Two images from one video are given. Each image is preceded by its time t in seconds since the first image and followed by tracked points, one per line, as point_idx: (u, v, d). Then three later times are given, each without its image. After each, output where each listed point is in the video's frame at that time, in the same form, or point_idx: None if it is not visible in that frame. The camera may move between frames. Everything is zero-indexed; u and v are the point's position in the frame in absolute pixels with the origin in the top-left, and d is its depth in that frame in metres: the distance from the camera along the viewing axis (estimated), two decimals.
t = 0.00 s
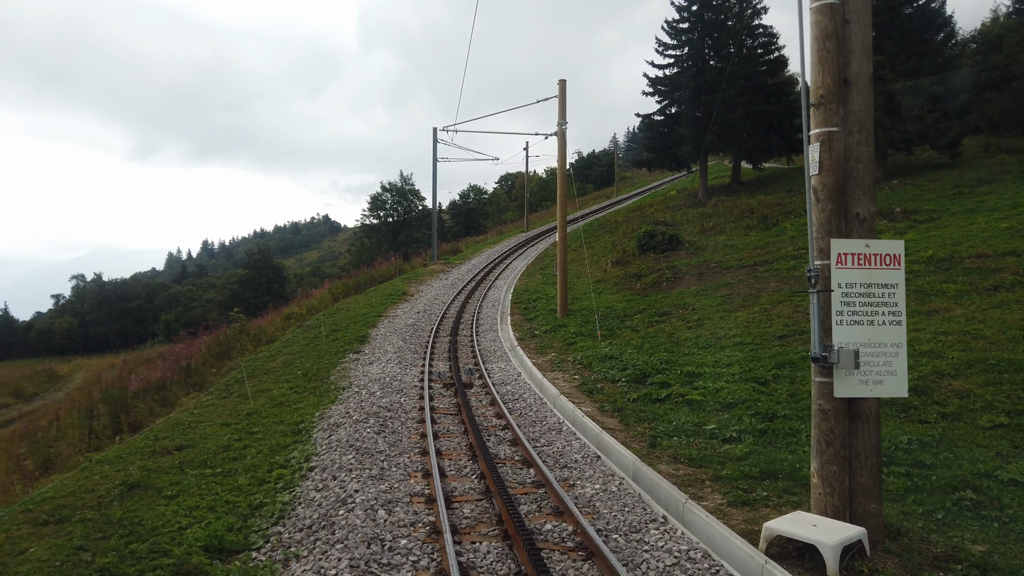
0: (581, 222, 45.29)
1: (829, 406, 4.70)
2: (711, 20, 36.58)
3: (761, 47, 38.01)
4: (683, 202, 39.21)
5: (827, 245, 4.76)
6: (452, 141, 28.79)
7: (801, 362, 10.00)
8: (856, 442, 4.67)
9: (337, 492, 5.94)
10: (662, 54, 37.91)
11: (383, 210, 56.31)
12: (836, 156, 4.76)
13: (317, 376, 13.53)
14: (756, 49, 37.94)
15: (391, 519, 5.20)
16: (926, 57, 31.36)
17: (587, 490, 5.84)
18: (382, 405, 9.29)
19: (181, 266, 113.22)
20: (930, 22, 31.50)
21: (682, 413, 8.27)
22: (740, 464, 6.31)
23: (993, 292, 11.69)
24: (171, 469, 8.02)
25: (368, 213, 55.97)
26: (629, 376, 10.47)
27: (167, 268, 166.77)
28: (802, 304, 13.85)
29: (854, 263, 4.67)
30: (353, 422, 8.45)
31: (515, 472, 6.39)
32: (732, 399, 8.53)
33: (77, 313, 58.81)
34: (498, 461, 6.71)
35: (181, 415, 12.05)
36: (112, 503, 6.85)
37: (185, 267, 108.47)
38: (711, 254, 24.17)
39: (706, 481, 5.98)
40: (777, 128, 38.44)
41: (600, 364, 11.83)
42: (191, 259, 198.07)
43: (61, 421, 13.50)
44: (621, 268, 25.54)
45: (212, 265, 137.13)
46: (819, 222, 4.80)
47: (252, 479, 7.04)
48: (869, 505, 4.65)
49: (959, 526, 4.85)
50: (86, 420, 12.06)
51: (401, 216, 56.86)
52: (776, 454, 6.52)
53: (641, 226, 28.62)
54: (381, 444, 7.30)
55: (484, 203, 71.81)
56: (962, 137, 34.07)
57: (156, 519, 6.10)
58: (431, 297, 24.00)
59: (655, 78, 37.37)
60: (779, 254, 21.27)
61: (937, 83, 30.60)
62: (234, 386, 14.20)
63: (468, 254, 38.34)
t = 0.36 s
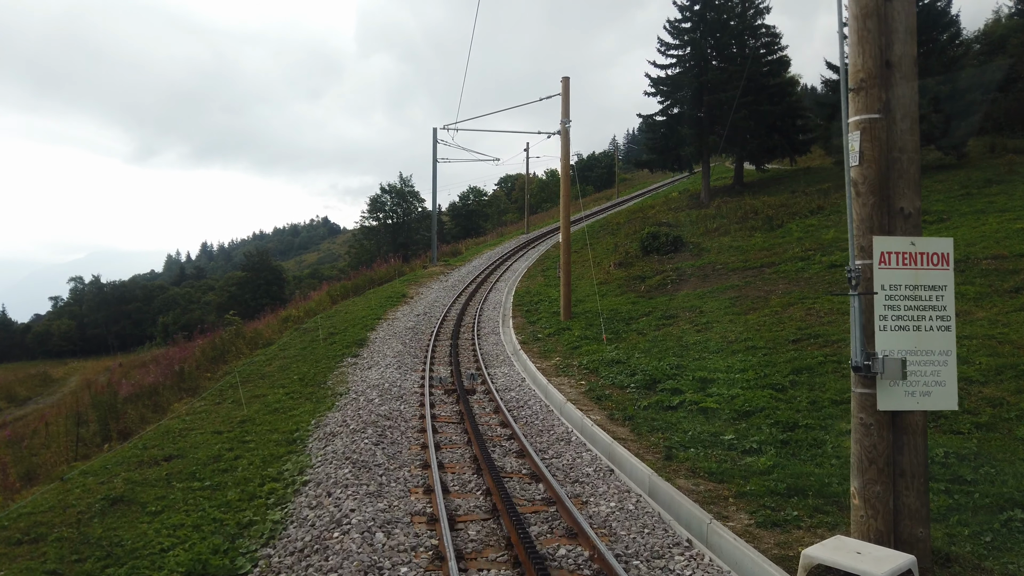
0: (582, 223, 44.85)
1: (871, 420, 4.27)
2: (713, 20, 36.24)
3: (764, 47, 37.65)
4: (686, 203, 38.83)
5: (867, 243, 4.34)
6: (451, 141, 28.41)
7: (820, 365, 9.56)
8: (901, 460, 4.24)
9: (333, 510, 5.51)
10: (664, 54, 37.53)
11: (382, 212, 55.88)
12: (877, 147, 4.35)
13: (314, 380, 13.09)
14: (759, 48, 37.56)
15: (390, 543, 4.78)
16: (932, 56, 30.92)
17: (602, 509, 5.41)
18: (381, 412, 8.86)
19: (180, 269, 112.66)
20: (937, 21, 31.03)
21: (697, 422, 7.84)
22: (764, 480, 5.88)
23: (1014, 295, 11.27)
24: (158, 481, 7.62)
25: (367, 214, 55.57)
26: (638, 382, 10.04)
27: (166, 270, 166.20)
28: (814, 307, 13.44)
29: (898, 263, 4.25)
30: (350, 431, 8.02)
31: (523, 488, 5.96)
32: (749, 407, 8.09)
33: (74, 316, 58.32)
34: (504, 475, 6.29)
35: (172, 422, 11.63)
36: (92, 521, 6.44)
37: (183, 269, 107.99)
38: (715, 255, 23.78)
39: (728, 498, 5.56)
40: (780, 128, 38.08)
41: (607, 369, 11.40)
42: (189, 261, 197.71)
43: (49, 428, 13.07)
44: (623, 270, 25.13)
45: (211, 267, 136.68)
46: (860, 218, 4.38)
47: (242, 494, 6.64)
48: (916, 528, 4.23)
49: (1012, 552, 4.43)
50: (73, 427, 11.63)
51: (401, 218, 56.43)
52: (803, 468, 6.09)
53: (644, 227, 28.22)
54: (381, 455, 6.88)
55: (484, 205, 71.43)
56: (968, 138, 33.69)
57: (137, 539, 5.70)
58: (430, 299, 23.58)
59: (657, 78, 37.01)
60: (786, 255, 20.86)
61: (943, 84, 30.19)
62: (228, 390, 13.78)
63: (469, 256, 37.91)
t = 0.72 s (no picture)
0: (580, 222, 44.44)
1: (922, 434, 3.85)
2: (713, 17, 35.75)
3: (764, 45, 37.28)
4: (685, 202, 38.44)
5: (918, 238, 3.91)
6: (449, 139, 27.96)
7: (835, 368, 9.15)
8: (956, 478, 3.79)
9: (323, 530, 5.05)
10: (663, 52, 37.14)
11: (378, 212, 55.38)
12: (927, 130, 3.91)
13: (307, 384, 12.62)
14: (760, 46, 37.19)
15: (387, 570, 4.34)
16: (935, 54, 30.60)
17: (617, 529, 4.98)
18: (377, 419, 8.39)
19: (176, 270, 111.83)
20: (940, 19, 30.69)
21: (711, 431, 7.41)
22: (790, 494, 5.46)
23: None
24: (139, 494, 7.18)
25: (363, 214, 55.06)
26: (645, 387, 9.60)
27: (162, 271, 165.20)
28: (824, 308, 13.04)
29: (952, 260, 3.81)
30: (343, 440, 7.56)
31: (530, 504, 5.53)
32: (765, 415, 7.66)
33: (69, 316, 57.66)
34: (510, 489, 5.85)
35: (159, 428, 11.16)
36: (63, 540, 5.99)
37: (179, 269, 107.23)
38: (717, 255, 23.40)
39: (754, 517, 5.13)
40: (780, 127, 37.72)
41: (612, 372, 10.98)
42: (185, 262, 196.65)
43: (32, 433, 12.57)
44: (624, 270, 24.72)
45: (207, 267, 135.83)
46: (907, 210, 3.95)
47: (227, 509, 6.20)
48: (971, 554, 3.78)
49: None
50: (56, 433, 11.16)
51: (398, 218, 55.92)
52: (831, 483, 5.66)
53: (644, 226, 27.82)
54: (377, 467, 6.42)
55: (481, 205, 70.99)
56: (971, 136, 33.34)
57: (110, 562, 5.26)
58: (428, 300, 23.13)
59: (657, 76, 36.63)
60: (791, 254, 20.48)
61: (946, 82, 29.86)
62: (218, 394, 13.32)
63: (467, 255, 37.46)
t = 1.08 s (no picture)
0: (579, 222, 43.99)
1: (982, 453, 3.44)
2: (713, 15, 35.30)
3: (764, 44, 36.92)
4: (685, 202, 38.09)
5: (978, 234, 3.50)
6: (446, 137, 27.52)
7: (853, 373, 8.76)
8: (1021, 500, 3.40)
9: (314, 556, 4.62)
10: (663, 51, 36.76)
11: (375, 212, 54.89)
12: (988, 114, 3.49)
13: (301, 389, 12.16)
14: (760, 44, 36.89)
15: None
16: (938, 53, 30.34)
17: (635, 552, 4.58)
18: (373, 426, 7.95)
19: (172, 270, 111.02)
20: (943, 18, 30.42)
21: (727, 440, 7.01)
22: (820, 512, 5.07)
23: None
24: (119, 508, 6.74)
25: (360, 214, 54.56)
26: (654, 392, 9.19)
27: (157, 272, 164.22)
28: (834, 309, 12.66)
29: (1016, 258, 3.41)
30: (337, 450, 7.12)
31: (538, 522, 5.12)
32: (783, 422, 7.26)
33: (62, 317, 56.92)
34: (515, 506, 5.43)
35: (145, 434, 10.69)
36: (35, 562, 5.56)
37: (174, 269, 106.45)
38: (719, 255, 23.01)
39: (783, 538, 4.73)
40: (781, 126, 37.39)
41: (618, 376, 10.58)
42: (180, 263, 195.61)
43: (14, 440, 12.09)
44: (625, 271, 24.32)
45: (202, 268, 135.03)
46: (964, 203, 3.55)
47: (212, 526, 5.76)
48: None
49: None
50: (39, 439, 10.70)
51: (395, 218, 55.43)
52: (862, 499, 5.27)
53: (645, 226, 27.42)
54: (372, 481, 5.99)
55: (479, 205, 70.54)
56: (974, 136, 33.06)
57: None
58: (425, 301, 22.67)
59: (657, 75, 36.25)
60: (795, 254, 20.10)
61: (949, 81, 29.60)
62: (208, 398, 12.85)
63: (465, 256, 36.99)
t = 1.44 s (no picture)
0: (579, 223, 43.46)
1: None
2: (717, 11, 34.68)
3: (767, 41, 36.45)
4: (688, 201, 37.67)
5: None
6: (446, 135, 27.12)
7: (877, 376, 8.30)
8: None
9: None
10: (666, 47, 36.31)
11: (375, 211, 54.46)
12: None
13: (298, 392, 11.71)
14: (763, 41, 36.42)
15: None
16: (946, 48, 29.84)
17: None
18: (372, 434, 7.51)
19: (171, 270, 110.63)
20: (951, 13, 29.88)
21: (749, 449, 6.57)
22: (861, 534, 4.62)
23: None
24: (101, 522, 6.30)
25: (359, 214, 54.14)
26: (667, 397, 8.75)
27: (158, 272, 163.93)
28: (849, 310, 12.22)
29: None
30: (334, 461, 6.68)
31: (552, 544, 4.69)
32: (809, 430, 6.83)
33: (61, 317, 56.56)
34: (527, 524, 5.00)
35: (135, 440, 10.26)
36: None
37: (174, 269, 106.08)
38: (725, 254, 22.60)
39: (824, 565, 4.29)
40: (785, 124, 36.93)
41: (628, 380, 10.14)
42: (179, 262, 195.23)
43: None
44: (628, 270, 23.91)
45: (202, 268, 134.65)
46: None
47: (198, 545, 5.33)
48: None
49: None
50: (24, 445, 10.29)
51: (394, 217, 54.99)
52: (904, 518, 4.84)
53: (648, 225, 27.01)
54: (371, 496, 5.56)
55: (479, 205, 70.15)
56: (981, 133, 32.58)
57: None
58: (426, 301, 22.24)
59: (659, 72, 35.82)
60: (804, 253, 19.66)
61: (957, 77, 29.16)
62: (201, 401, 12.42)
63: (466, 255, 36.57)
